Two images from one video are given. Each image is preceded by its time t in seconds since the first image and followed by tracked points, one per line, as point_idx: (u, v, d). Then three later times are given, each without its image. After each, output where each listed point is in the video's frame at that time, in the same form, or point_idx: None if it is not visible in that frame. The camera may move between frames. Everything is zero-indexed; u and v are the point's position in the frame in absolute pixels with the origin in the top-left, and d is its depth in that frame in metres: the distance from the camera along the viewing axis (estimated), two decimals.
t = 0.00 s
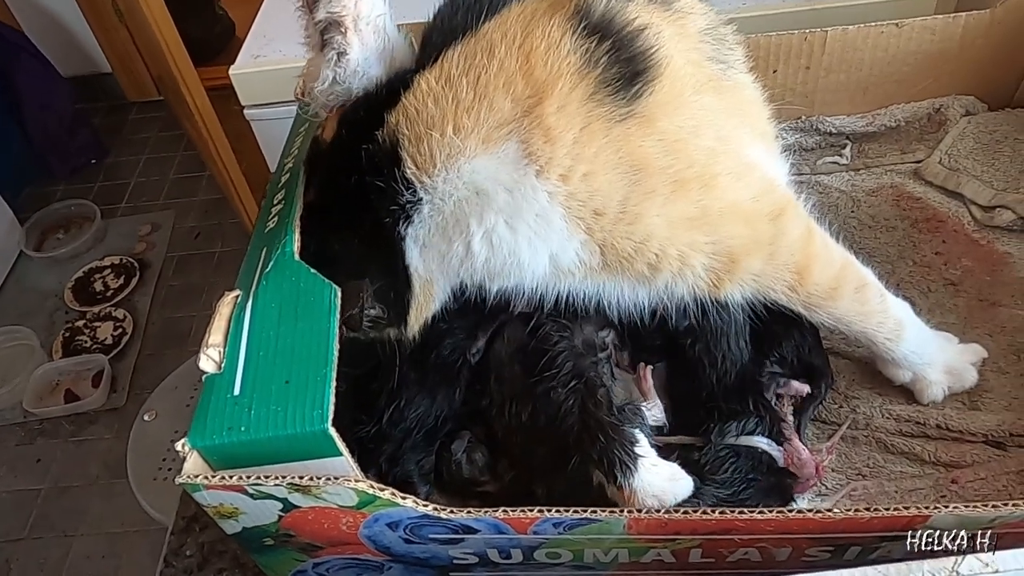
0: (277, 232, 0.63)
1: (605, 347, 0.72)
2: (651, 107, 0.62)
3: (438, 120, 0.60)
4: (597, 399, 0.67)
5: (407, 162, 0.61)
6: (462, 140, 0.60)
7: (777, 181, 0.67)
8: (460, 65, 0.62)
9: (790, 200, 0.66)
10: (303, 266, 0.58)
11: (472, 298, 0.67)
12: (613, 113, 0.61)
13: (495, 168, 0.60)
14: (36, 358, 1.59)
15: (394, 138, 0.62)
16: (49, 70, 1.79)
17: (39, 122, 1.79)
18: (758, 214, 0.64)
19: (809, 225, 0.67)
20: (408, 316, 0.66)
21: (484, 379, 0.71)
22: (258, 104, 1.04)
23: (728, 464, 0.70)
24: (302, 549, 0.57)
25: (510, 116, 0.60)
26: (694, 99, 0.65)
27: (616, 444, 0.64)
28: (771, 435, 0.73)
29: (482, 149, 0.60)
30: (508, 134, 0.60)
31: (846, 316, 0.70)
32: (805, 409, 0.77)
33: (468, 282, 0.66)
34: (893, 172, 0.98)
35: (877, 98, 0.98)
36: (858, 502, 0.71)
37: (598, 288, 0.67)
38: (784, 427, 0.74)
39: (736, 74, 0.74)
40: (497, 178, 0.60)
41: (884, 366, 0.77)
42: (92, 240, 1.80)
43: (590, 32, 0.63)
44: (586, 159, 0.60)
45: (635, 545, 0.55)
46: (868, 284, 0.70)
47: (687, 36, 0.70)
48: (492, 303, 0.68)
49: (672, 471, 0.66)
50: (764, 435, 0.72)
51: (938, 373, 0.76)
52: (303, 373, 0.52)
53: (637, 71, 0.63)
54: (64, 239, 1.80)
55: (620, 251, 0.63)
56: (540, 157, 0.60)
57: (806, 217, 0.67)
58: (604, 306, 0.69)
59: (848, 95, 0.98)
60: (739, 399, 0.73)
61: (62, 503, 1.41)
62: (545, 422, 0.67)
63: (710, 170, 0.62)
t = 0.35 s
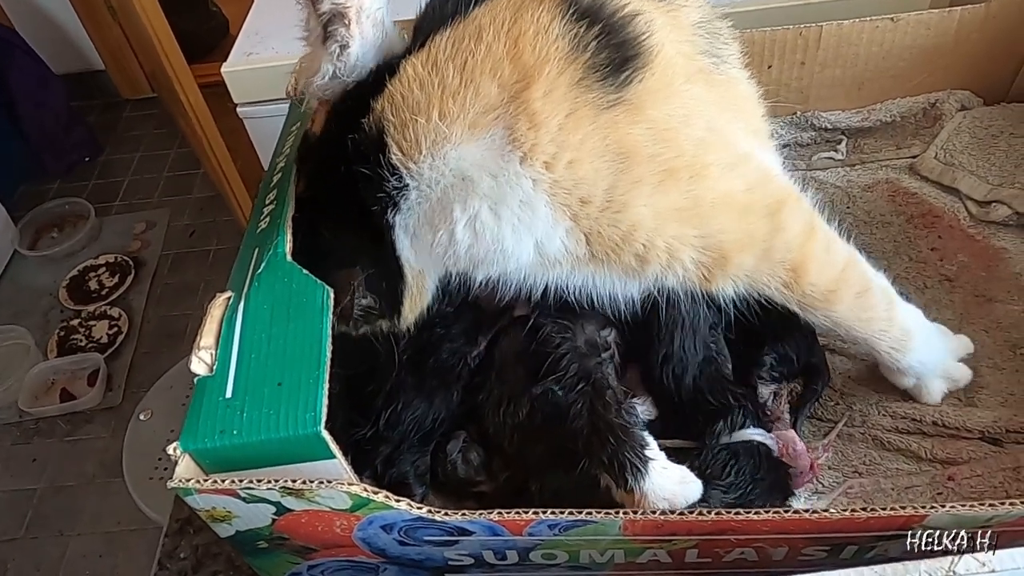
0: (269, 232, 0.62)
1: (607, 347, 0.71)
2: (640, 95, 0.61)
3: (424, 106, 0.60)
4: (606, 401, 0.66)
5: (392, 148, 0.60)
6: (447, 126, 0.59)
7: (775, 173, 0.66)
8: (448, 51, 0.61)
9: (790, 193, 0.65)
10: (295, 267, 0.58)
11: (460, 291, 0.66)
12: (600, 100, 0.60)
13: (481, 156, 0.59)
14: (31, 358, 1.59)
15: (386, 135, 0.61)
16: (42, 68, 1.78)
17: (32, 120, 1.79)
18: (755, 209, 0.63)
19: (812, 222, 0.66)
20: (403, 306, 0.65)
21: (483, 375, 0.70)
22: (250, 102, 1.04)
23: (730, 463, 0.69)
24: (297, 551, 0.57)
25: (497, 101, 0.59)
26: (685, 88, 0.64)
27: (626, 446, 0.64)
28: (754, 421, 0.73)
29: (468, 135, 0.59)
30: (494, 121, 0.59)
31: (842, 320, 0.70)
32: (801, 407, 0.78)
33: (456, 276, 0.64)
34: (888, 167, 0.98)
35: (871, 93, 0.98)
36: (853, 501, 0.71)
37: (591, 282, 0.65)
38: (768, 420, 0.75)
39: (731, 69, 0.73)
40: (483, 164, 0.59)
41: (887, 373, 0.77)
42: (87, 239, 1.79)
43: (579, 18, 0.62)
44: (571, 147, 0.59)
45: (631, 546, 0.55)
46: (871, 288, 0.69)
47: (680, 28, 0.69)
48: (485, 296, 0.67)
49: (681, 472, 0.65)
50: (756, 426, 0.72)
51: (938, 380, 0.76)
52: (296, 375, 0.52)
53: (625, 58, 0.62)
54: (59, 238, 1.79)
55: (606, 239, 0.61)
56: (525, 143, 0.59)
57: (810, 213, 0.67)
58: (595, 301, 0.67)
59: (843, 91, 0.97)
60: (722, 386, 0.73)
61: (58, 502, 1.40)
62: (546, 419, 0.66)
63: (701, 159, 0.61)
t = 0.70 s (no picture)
0: (265, 230, 0.62)
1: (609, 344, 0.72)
2: (655, 85, 0.62)
3: (445, 91, 0.60)
4: (609, 396, 0.66)
5: (411, 133, 0.61)
6: (468, 112, 0.60)
7: (775, 162, 0.67)
8: (466, 41, 0.61)
9: (789, 182, 0.67)
10: (292, 265, 0.58)
11: (472, 277, 0.68)
12: (617, 90, 0.61)
13: (500, 144, 0.60)
14: (28, 357, 1.58)
15: (385, 125, 0.61)
16: (39, 67, 1.77)
17: (29, 118, 1.78)
18: (758, 191, 0.64)
19: (808, 211, 0.68)
20: (419, 294, 0.67)
21: (490, 373, 0.70)
22: (247, 100, 1.03)
23: (719, 445, 0.69)
24: (295, 549, 0.56)
25: (515, 90, 0.60)
26: (693, 79, 0.65)
27: (631, 442, 0.64)
28: (718, 395, 0.73)
29: (487, 122, 0.60)
30: (512, 109, 0.60)
31: (838, 302, 0.71)
32: (799, 404, 0.78)
33: (469, 262, 0.67)
34: (885, 165, 0.98)
35: (869, 91, 0.98)
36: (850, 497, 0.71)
37: (604, 268, 0.67)
38: (750, 397, 0.74)
39: (732, 61, 0.74)
40: (500, 155, 0.60)
41: (873, 353, 0.78)
42: (84, 238, 1.78)
43: (593, 10, 0.62)
44: (593, 136, 0.60)
45: (629, 542, 0.55)
46: (862, 270, 0.71)
47: (685, 23, 0.69)
48: (498, 285, 0.69)
49: (685, 466, 0.64)
50: (734, 403, 0.72)
51: (931, 364, 0.76)
52: (293, 374, 0.52)
53: (640, 49, 0.62)
54: (56, 237, 1.79)
55: (624, 231, 0.63)
56: (545, 134, 0.60)
57: (806, 199, 0.68)
58: (607, 289, 0.69)
59: (840, 89, 0.98)
60: (681, 372, 0.74)
61: (55, 502, 1.40)
62: (551, 409, 0.67)
63: (713, 151, 0.63)
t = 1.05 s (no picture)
0: (265, 230, 0.62)
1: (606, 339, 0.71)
2: (648, 89, 0.62)
3: (435, 95, 0.60)
4: (608, 393, 0.66)
5: (400, 139, 0.61)
6: (457, 117, 0.60)
7: (770, 170, 0.68)
8: (457, 45, 0.61)
9: (783, 190, 0.67)
10: (291, 265, 0.58)
11: (466, 283, 0.68)
12: (610, 94, 0.61)
13: (493, 149, 0.60)
14: (27, 357, 1.58)
15: (376, 126, 0.62)
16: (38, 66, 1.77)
17: (27, 119, 1.78)
18: (753, 199, 0.65)
19: (804, 216, 0.68)
20: (413, 299, 0.67)
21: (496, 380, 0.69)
22: (246, 100, 1.03)
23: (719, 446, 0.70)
24: (294, 549, 0.56)
25: (507, 93, 0.60)
26: (688, 82, 0.66)
27: (632, 438, 0.64)
28: (730, 388, 0.71)
29: (478, 126, 0.60)
30: (504, 113, 0.60)
31: (840, 308, 0.71)
32: (801, 402, 0.78)
33: (461, 267, 0.67)
34: (884, 165, 0.98)
35: (868, 90, 0.98)
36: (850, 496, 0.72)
37: (596, 274, 0.67)
38: (759, 397, 0.73)
39: (727, 62, 0.74)
40: (490, 158, 0.60)
41: (876, 357, 0.78)
42: (82, 238, 1.78)
43: (586, 12, 0.63)
44: (585, 139, 0.60)
45: (628, 542, 0.55)
46: (861, 275, 0.71)
47: (680, 24, 0.70)
48: (492, 291, 0.69)
49: (686, 463, 0.65)
50: (745, 406, 0.72)
51: (933, 367, 0.76)
52: (292, 374, 0.52)
53: (634, 52, 0.63)
54: (54, 237, 1.79)
55: (617, 235, 0.63)
56: (538, 136, 0.60)
57: (802, 207, 0.68)
58: (602, 295, 0.69)
59: (839, 88, 0.98)
60: (700, 363, 0.72)
61: (53, 502, 1.40)
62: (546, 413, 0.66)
63: (708, 155, 0.63)
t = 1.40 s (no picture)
0: (265, 229, 0.62)
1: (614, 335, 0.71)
2: (650, 85, 0.63)
3: (437, 94, 0.60)
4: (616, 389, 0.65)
5: (404, 137, 0.61)
6: (460, 115, 0.60)
7: (771, 167, 0.68)
8: (459, 44, 0.61)
9: (783, 186, 0.67)
10: (290, 263, 0.58)
11: (468, 278, 0.69)
12: (611, 91, 0.61)
13: (496, 146, 0.60)
14: (25, 357, 1.58)
15: (381, 125, 0.62)
16: (37, 66, 1.77)
17: (26, 118, 1.78)
18: (755, 195, 0.65)
19: (804, 213, 0.68)
20: (411, 296, 0.68)
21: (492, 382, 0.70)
22: (245, 99, 1.03)
23: (729, 444, 0.69)
24: (293, 549, 0.56)
25: (509, 91, 0.60)
26: (690, 77, 0.66)
27: (640, 432, 0.63)
28: (760, 391, 0.72)
29: (480, 124, 0.60)
30: (507, 110, 0.60)
31: (840, 305, 0.71)
32: (800, 404, 0.78)
33: (464, 261, 0.67)
34: (885, 165, 0.98)
35: (869, 90, 0.98)
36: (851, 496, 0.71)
37: (599, 269, 0.67)
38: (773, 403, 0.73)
39: (729, 59, 0.74)
40: (495, 155, 0.61)
41: (876, 356, 0.77)
42: (81, 237, 1.78)
43: (589, 10, 0.63)
44: (586, 137, 0.60)
45: (628, 542, 0.55)
46: (862, 273, 0.71)
47: (682, 20, 0.70)
48: (494, 287, 0.69)
49: (693, 459, 0.64)
50: (761, 410, 0.72)
51: (933, 366, 0.76)
52: (292, 373, 0.52)
53: (635, 49, 0.63)
54: (53, 237, 1.78)
55: (618, 229, 0.63)
56: (540, 133, 0.60)
57: (801, 204, 0.68)
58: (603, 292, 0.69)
59: (840, 88, 0.98)
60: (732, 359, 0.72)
61: (52, 502, 1.39)
62: (545, 410, 0.67)
63: (709, 152, 0.63)
